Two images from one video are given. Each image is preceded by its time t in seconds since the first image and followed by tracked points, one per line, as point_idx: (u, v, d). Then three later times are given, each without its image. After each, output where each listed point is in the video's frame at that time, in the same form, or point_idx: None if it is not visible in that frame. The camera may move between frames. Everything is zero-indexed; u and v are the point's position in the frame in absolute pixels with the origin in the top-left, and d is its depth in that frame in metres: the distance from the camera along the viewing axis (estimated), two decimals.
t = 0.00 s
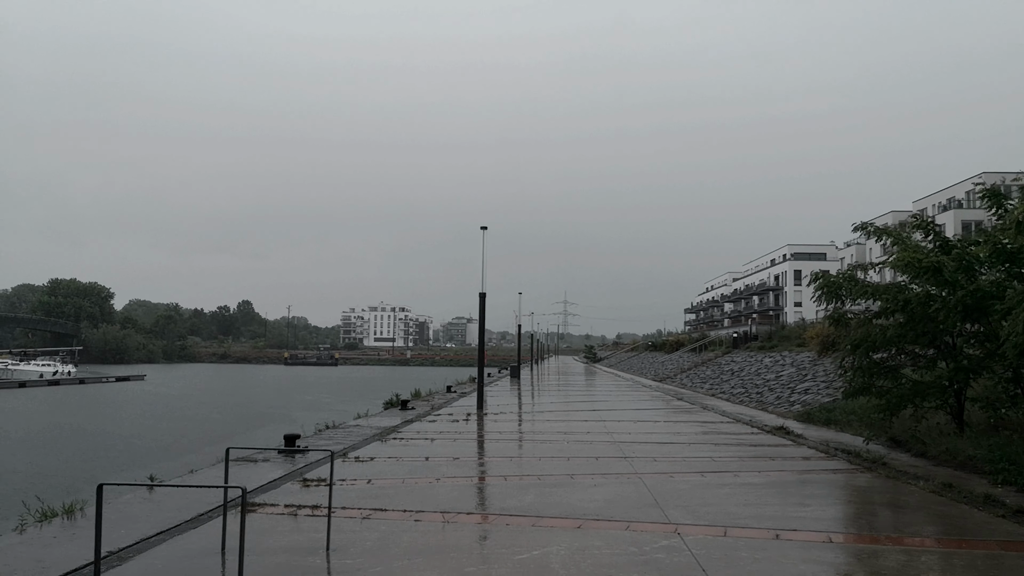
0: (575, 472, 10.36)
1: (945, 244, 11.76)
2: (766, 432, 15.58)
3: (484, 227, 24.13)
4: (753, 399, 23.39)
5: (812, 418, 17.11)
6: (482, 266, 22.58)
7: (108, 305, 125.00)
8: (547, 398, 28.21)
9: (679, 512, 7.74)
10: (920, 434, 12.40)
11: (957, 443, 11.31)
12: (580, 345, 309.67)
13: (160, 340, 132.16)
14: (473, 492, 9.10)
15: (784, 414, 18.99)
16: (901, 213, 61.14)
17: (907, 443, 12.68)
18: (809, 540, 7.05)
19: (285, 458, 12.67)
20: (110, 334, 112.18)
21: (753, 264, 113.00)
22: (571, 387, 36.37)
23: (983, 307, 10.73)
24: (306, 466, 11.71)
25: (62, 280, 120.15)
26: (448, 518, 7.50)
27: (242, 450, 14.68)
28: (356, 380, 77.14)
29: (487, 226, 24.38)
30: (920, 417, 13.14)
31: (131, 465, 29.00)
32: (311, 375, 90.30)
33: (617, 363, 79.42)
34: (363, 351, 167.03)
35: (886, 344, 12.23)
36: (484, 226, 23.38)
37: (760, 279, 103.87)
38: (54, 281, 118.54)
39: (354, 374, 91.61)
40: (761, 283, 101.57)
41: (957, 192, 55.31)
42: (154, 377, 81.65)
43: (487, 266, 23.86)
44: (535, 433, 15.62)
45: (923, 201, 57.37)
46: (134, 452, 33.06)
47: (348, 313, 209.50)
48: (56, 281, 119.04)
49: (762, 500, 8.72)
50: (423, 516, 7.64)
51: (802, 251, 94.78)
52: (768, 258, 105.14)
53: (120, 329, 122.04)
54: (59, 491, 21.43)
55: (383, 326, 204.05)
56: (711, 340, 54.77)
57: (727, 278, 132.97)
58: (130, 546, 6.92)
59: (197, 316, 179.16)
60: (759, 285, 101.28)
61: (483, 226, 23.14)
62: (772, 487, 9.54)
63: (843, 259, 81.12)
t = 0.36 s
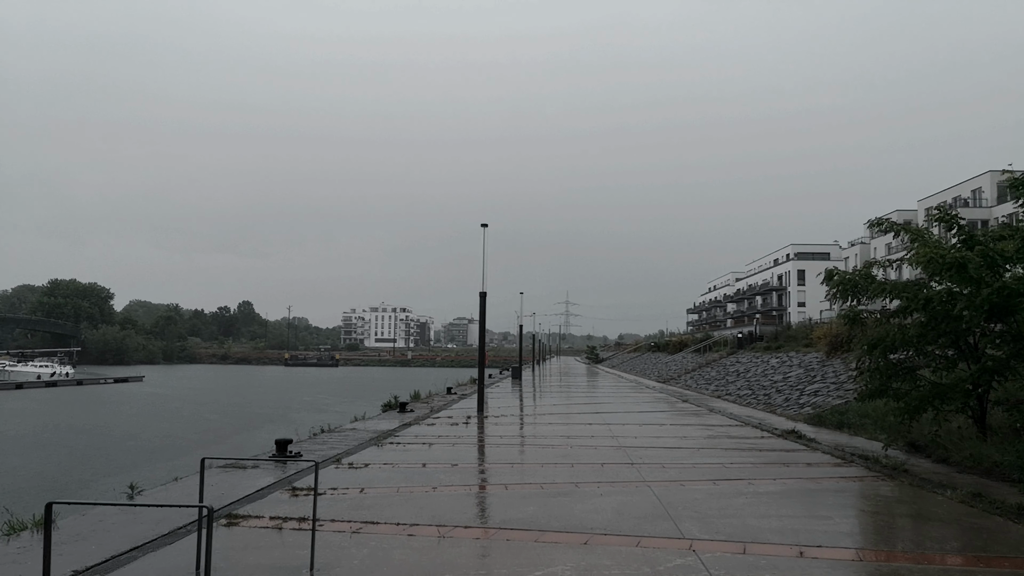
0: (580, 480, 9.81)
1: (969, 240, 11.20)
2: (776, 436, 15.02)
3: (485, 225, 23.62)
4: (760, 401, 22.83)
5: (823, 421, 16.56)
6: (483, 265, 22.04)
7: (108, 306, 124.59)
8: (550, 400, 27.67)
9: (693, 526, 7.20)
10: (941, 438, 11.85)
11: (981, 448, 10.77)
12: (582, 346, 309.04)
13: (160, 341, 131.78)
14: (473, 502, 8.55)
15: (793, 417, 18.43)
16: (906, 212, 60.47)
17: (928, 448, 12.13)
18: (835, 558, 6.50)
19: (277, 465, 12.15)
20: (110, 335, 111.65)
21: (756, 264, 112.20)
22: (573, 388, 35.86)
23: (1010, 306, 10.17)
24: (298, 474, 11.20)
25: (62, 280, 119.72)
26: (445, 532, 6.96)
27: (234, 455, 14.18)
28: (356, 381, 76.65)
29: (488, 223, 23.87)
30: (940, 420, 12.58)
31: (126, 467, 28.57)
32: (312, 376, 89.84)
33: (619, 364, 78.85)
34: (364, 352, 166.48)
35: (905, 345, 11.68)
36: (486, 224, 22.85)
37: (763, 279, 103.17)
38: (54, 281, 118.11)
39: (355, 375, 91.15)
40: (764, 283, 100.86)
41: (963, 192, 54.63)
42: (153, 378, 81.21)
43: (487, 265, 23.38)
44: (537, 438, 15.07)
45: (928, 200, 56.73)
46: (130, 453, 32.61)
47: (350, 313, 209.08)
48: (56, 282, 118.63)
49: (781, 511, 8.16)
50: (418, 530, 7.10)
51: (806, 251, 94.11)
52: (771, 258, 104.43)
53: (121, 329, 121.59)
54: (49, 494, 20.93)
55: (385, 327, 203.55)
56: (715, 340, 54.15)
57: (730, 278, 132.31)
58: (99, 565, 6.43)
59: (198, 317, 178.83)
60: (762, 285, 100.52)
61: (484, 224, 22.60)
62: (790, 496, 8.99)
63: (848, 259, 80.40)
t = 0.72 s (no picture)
0: (583, 486, 9.27)
1: (993, 234, 10.66)
2: (787, 437, 14.47)
3: (486, 221, 23.05)
4: (766, 401, 22.29)
5: (834, 422, 16.00)
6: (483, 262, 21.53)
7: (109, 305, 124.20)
8: (551, 400, 27.16)
9: (706, 538, 6.67)
10: (961, 440, 11.32)
11: (1004, 451, 10.22)
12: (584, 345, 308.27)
13: (161, 341, 131.49)
14: (470, 510, 8.03)
15: (803, 417, 17.88)
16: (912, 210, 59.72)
17: (947, 450, 11.60)
18: None
19: (267, 468, 11.65)
20: (111, 334, 111.17)
21: (758, 263, 111.54)
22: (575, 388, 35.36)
23: None
24: (288, 479, 10.68)
25: (63, 279, 119.34)
26: (438, 545, 6.46)
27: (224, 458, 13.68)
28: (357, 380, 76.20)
29: (488, 219, 23.28)
30: (960, 421, 12.04)
31: (122, 467, 28.15)
32: (312, 375, 89.45)
33: (622, 363, 78.29)
34: (365, 352, 166.04)
35: (926, 343, 11.15)
36: (487, 220, 22.30)
37: (765, 278, 102.54)
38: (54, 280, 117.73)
39: (355, 374, 90.76)
40: (767, 282, 100.21)
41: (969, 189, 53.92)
42: (153, 377, 80.82)
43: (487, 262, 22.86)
44: (539, 439, 14.53)
45: (934, 198, 56.09)
46: (126, 453, 32.16)
47: (351, 313, 208.76)
48: (56, 281, 118.28)
49: (799, 520, 7.63)
50: (408, 542, 6.59)
51: (809, 249, 93.48)
52: (774, 257, 103.75)
53: (122, 328, 121.23)
54: (39, 494, 20.46)
55: (386, 326, 203.04)
56: (718, 340, 53.58)
57: (732, 278, 131.74)
58: None
59: (199, 316, 178.61)
60: (765, 284, 99.85)
61: (484, 220, 22.05)
62: (808, 504, 8.46)
63: (852, 258, 79.74)
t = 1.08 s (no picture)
0: (590, 490, 8.77)
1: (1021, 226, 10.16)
2: (800, 437, 13.94)
3: (489, 215, 22.54)
4: (775, 400, 21.75)
5: (848, 421, 15.47)
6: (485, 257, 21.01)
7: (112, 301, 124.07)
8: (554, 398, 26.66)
9: (725, 549, 6.17)
10: (985, 441, 10.81)
11: None
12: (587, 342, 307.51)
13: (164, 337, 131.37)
14: (470, 517, 7.54)
15: (815, 416, 17.34)
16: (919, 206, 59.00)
17: (971, 452, 11.09)
18: None
19: (259, 469, 11.16)
20: (113, 330, 111.03)
21: (763, 260, 110.82)
22: (578, 386, 34.89)
23: None
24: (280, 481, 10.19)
25: (65, 276, 119.19)
26: (434, 558, 5.97)
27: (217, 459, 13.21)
28: (359, 377, 75.77)
29: (490, 213, 22.78)
30: (983, 422, 11.51)
31: (119, 464, 27.73)
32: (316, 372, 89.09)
33: (626, 360, 77.68)
34: (368, 348, 165.70)
35: (949, 340, 10.63)
36: (489, 213, 21.72)
37: (770, 275, 101.86)
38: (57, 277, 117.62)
39: (359, 371, 90.38)
40: (771, 279, 99.53)
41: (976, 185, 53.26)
42: (155, 374, 80.44)
43: (490, 257, 22.32)
44: (543, 439, 14.04)
45: (941, 193, 55.46)
46: (123, 450, 31.71)
47: (354, 310, 208.48)
48: (59, 277, 118.15)
49: (818, 529, 7.13)
50: (401, 554, 6.09)
51: (814, 246, 92.79)
52: (778, 253, 103.02)
53: (125, 325, 121.05)
54: (30, 493, 20.02)
55: (389, 323, 202.64)
56: (723, 337, 52.98)
57: (736, 274, 131.06)
58: None
59: (203, 312, 178.53)
60: (769, 281, 99.16)
61: (485, 214, 21.51)
62: (830, 512, 7.91)
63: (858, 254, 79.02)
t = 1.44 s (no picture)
0: (593, 500, 8.33)
1: None
2: (808, 442, 13.48)
3: (488, 214, 22.08)
4: (780, 402, 21.28)
5: (858, 426, 15.00)
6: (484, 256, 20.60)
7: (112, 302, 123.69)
8: (555, 399, 26.19)
9: (740, 568, 5.72)
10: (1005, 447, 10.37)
11: None
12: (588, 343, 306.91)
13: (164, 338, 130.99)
14: (468, 531, 7.08)
15: (823, 419, 16.87)
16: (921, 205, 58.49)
17: (990, 458, 10.64)
18: None
19: (249, 477, 10.71)
20: (113, 331, 110.65)
21: (764, 259, 110.31)
22: (579, 387, 34.44)
23: None
24: (270, 490, 9.77)
25: (65, 276, 118.79)
26: None
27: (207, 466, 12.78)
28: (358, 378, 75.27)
29: (490, 212, 22.31)
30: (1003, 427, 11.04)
31: (115, 464, 27.33)
32: (315, 372, 88.60)
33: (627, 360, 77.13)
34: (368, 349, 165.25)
35: (968, 341, 10.20)
36: (487, 211, 21.21)
37: (771, 275, 101.38)
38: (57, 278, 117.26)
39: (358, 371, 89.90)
40: (772, 278, 99.01)
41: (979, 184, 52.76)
42: (154, 375, 80.01)
43: (489, 255, 21.85)
44: (544, 443, 13.60)
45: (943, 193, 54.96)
46: (118, 451, 31.29)
47: (354, 310, 208.02)
48: (59, 278, 117.77)
49: (836, 544, 6.68)
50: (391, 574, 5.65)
51: (815, 246, 92.26)
52: (779, 253, 102.49)
53: (124, 325, 120.64)
54: (19, 496, 19.60)
55: (389, 323, 202.14)
56: (725, 337, 52.50)
57: (737, 274, 130.56)
58: None
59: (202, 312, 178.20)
60: (771, 281, 98.64)
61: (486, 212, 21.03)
62: (855, 526, 7.41)
63: (860, 254, 78.54)
